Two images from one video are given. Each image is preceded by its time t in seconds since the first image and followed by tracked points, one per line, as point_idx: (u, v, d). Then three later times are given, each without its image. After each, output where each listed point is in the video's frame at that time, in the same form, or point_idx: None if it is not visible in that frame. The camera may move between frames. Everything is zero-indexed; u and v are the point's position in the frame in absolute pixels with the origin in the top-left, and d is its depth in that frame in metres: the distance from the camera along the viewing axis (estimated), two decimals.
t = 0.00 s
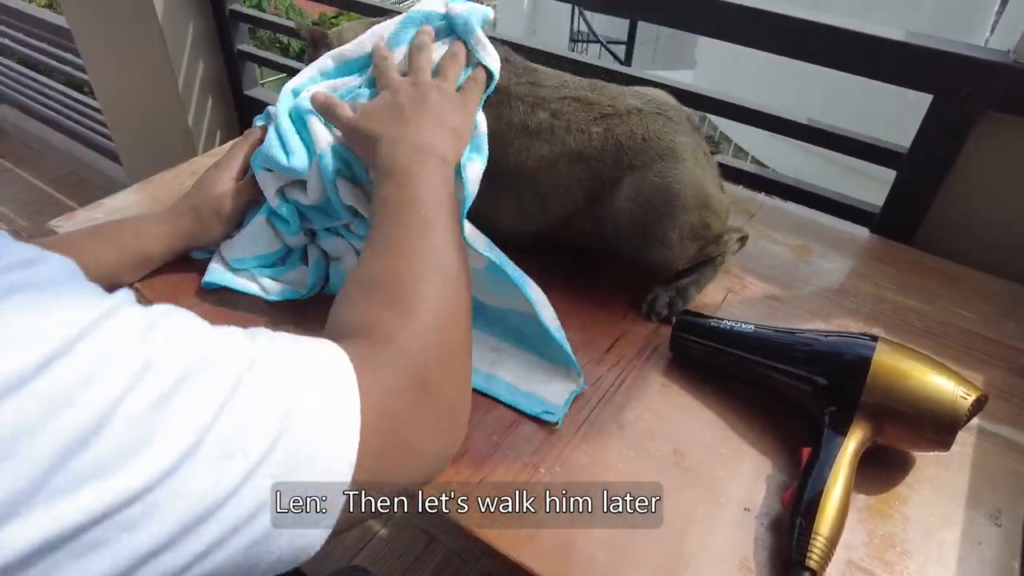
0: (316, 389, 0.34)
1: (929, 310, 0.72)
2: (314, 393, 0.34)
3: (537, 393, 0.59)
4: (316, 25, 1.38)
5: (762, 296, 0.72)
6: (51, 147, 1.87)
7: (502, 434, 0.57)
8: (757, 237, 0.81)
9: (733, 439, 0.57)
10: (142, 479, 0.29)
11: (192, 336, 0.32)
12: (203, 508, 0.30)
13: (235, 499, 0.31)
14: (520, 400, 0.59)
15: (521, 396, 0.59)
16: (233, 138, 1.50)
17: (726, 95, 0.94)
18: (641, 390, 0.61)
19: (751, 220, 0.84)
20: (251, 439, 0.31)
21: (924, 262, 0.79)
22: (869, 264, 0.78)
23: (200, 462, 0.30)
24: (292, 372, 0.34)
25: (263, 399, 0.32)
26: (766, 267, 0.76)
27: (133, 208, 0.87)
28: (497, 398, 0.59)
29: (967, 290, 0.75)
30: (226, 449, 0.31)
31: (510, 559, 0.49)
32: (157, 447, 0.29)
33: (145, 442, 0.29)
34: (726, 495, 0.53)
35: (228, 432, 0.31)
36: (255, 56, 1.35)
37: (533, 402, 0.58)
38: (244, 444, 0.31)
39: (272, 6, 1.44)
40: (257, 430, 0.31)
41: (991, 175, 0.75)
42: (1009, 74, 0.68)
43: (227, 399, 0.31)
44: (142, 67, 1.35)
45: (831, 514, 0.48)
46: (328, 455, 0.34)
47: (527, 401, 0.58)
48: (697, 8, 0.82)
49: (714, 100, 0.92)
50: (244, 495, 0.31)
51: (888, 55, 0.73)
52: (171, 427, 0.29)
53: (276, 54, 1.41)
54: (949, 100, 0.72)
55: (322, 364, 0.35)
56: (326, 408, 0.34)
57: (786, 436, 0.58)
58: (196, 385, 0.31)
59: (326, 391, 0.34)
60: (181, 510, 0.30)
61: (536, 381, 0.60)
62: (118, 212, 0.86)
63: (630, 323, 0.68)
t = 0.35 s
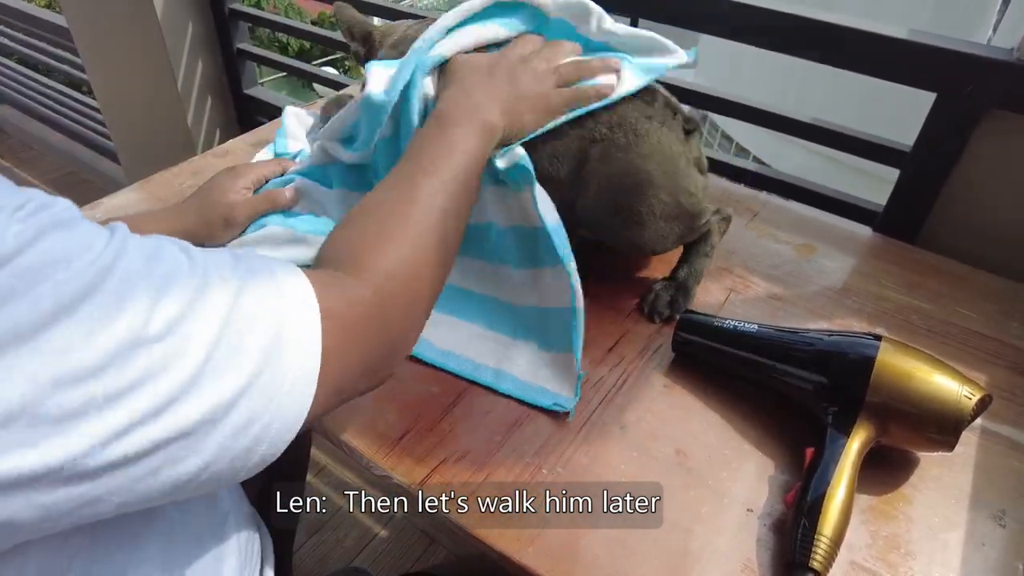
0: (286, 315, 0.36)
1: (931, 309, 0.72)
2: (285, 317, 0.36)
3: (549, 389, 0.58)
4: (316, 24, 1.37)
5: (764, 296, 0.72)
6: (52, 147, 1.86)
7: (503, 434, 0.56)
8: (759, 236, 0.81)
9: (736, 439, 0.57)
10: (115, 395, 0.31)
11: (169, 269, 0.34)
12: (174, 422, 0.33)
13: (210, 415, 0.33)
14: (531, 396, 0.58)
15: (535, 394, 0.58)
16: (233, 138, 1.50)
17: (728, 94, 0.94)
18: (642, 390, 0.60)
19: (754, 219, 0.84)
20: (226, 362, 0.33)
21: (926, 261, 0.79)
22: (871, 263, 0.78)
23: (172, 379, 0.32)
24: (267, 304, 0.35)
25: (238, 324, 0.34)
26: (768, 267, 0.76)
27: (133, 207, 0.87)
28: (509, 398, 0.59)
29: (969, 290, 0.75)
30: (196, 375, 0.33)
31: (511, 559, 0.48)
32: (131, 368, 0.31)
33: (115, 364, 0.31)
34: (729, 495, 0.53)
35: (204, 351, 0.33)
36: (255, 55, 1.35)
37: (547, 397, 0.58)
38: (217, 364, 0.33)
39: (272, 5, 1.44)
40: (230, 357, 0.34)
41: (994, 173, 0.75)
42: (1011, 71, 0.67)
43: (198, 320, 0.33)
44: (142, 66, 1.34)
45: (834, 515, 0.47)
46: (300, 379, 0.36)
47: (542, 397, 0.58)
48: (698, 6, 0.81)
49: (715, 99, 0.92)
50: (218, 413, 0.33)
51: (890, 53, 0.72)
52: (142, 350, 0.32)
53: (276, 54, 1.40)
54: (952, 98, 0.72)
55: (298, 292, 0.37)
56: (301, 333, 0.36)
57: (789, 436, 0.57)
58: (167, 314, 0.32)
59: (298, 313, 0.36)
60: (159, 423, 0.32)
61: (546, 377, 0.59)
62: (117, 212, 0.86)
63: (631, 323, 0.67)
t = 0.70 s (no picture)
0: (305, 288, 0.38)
1: (929, 311, 0.72)
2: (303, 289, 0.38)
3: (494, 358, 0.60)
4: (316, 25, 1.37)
5: (762, 298, 0.72)
6: (52, 148, 1.87)
7: (502, 436, 0.57)
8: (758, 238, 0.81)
9: (734, 441, 0.57)
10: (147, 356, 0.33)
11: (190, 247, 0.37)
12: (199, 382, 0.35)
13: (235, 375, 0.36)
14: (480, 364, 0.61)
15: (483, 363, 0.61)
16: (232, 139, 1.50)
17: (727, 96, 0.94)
18: (641, 392, 0.61)
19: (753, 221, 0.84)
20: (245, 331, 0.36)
21: (925, 262, 0.79)
22: (870, 264, 0.78)
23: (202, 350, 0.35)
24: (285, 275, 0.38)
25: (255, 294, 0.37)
26: (767, 268, 0.76)
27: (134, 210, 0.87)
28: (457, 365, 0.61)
29: (967, 291, 0.75)
30: (221, 337, 0.35)
31: (510, 560, 0.49)
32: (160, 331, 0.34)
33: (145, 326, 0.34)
34: (727, 497, 0.53)
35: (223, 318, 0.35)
36: (254, 56, 1.35)
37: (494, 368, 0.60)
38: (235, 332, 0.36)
39: (272, 5, 1.44)
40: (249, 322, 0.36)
41: (992, 175, 0.75)
42: (1009, 73, 0.68)
43: (217, 289, 0.36)
44: (142, 68, 1.34)
45: (831, 517, 0.48)
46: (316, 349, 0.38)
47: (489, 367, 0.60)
48: (697, 7, 0.81)
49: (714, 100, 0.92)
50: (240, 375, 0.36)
51: (888, 55, 0.72)
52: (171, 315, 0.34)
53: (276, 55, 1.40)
54: (949, 100, 0.72)
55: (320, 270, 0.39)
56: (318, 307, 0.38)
57: (787, 438, 0.57)
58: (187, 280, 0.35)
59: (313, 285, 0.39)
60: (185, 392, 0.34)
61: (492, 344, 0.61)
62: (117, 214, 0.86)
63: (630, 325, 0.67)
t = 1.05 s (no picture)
0: (287, 319, 0.34)
1: (925, 313, 0.73)
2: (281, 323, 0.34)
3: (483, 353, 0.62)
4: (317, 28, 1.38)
5: (759, 299, 0.73)
6: (54, 151, 1.88)
7: (501, 437, 0.57)
8: (755, 240, 0.82)
9: (730, 441, 0.58)
10: (95, 402, 0.30)
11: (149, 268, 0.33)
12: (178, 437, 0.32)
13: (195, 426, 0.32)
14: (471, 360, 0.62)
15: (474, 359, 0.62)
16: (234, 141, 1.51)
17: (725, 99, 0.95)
18: (638, 393, 0.61)
19: (750, 223, 0.85)
20: (216, 373, 0.32)
21: (920, 264, 0.80)
22: (866, 266, 0.79)
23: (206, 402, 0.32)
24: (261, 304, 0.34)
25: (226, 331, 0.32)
26: (763, 271, 0.77)
27: (137, 213, 0.88)
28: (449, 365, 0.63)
29: (962, 293, 0.76)
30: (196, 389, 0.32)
31: (509, 560, 0.49)
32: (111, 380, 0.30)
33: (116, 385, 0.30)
34: (723, 496, 0.54)
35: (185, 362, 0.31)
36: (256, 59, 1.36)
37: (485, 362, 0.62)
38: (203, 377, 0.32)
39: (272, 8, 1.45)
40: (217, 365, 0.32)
41: (987, 177, 0.76)
42: (1003, 78, 0.68)
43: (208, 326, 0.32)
44: (144, 71, 1.35)
45: (824, 517, 0.48)
46: (300, 392, 0.34)
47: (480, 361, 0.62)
48: (695, 12, 0.82)
49: (712, 104, 0.93)
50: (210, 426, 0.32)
51: (883, 60, 0.73)
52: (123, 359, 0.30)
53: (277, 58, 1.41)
54: (944, 104, 0.73)
55: (303, 296, 0.36)
56: (302, 342, 0.35)
57: (782, 439, 0.58)
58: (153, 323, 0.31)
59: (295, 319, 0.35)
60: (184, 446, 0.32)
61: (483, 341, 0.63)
62: (121, 218, 0.87)
63: (628, 327, 0.68)
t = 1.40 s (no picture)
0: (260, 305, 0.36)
1: (929, 313, 0.73)
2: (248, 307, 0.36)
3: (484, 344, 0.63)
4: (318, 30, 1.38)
5: (763, 300, 0.72)
6: (54, 152, 1.87)
7: (504, 437, 0.57)
8: (758, 241, 0.82)
9: (735, 442, 0.57)
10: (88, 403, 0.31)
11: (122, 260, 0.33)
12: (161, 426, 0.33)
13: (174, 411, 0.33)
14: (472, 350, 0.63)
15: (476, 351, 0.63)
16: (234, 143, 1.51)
17: (728, 99, 0.94)
18: (642, 394, 0.61)
19: (753, 223, 0.85)
20: (198, 361, 0.33)
21: (924, 265, 0.79)
22: (869, 267, 0.79)
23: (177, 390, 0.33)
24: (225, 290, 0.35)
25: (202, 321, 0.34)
26: (767, 271, 0.77)
27: (138, 214, 0.88)
28: (446, 355, 0.64)
29: (965, 293, 0.76)
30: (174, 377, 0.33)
31: (512, 561, 0.49)
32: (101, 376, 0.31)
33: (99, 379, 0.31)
34: (728, 497, 0.53)
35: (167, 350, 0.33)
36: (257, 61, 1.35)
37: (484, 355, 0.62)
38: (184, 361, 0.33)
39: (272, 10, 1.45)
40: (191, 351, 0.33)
41: (991, 177, 0.76)
42: (1008, 77, 0.68)
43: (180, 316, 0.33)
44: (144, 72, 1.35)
45: (830, 518, 0.48)
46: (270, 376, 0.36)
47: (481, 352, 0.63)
48: (697, 12, 0.82)
49: (715, 104, 0.93)
50: (185, 408, 0.33)
51: (886, 60, 0.73)
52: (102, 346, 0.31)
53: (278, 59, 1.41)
54: (947, 103, 0.72)
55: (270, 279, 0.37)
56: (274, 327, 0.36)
57: (787, 439, 0.58)
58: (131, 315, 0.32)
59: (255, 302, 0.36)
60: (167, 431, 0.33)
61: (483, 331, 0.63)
62: (122, 219, 0.87)
63: (632, 327, 0.68)
